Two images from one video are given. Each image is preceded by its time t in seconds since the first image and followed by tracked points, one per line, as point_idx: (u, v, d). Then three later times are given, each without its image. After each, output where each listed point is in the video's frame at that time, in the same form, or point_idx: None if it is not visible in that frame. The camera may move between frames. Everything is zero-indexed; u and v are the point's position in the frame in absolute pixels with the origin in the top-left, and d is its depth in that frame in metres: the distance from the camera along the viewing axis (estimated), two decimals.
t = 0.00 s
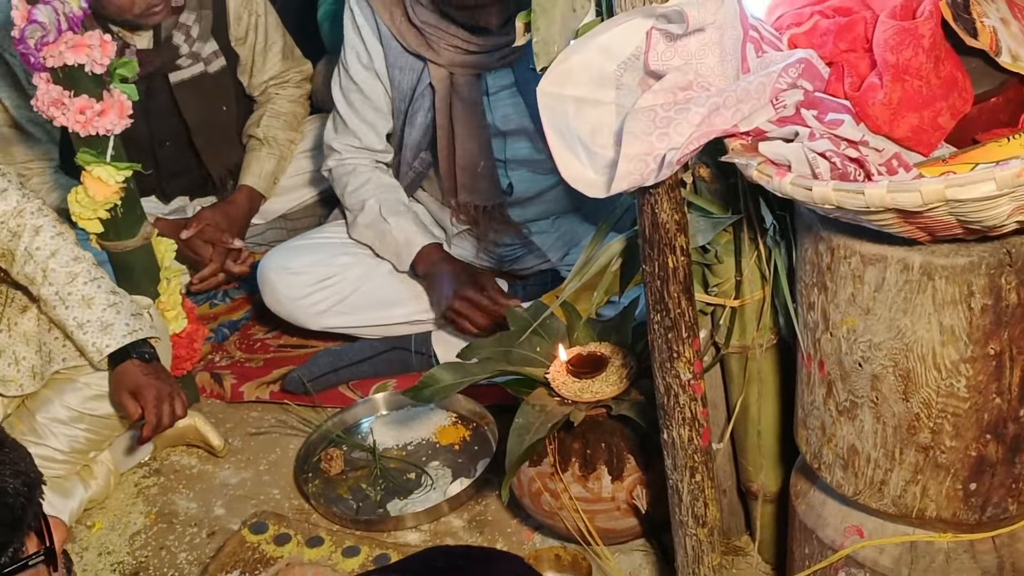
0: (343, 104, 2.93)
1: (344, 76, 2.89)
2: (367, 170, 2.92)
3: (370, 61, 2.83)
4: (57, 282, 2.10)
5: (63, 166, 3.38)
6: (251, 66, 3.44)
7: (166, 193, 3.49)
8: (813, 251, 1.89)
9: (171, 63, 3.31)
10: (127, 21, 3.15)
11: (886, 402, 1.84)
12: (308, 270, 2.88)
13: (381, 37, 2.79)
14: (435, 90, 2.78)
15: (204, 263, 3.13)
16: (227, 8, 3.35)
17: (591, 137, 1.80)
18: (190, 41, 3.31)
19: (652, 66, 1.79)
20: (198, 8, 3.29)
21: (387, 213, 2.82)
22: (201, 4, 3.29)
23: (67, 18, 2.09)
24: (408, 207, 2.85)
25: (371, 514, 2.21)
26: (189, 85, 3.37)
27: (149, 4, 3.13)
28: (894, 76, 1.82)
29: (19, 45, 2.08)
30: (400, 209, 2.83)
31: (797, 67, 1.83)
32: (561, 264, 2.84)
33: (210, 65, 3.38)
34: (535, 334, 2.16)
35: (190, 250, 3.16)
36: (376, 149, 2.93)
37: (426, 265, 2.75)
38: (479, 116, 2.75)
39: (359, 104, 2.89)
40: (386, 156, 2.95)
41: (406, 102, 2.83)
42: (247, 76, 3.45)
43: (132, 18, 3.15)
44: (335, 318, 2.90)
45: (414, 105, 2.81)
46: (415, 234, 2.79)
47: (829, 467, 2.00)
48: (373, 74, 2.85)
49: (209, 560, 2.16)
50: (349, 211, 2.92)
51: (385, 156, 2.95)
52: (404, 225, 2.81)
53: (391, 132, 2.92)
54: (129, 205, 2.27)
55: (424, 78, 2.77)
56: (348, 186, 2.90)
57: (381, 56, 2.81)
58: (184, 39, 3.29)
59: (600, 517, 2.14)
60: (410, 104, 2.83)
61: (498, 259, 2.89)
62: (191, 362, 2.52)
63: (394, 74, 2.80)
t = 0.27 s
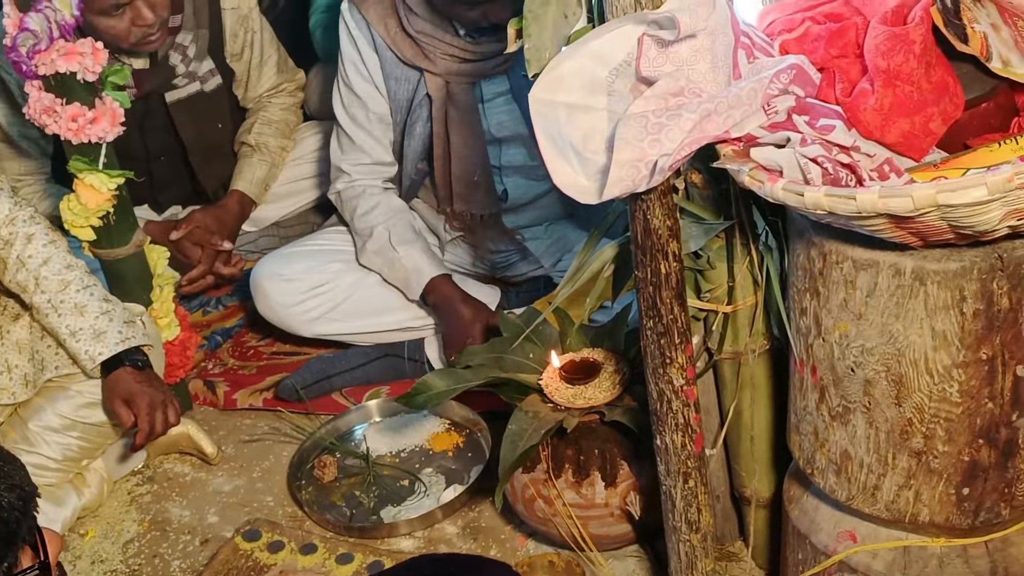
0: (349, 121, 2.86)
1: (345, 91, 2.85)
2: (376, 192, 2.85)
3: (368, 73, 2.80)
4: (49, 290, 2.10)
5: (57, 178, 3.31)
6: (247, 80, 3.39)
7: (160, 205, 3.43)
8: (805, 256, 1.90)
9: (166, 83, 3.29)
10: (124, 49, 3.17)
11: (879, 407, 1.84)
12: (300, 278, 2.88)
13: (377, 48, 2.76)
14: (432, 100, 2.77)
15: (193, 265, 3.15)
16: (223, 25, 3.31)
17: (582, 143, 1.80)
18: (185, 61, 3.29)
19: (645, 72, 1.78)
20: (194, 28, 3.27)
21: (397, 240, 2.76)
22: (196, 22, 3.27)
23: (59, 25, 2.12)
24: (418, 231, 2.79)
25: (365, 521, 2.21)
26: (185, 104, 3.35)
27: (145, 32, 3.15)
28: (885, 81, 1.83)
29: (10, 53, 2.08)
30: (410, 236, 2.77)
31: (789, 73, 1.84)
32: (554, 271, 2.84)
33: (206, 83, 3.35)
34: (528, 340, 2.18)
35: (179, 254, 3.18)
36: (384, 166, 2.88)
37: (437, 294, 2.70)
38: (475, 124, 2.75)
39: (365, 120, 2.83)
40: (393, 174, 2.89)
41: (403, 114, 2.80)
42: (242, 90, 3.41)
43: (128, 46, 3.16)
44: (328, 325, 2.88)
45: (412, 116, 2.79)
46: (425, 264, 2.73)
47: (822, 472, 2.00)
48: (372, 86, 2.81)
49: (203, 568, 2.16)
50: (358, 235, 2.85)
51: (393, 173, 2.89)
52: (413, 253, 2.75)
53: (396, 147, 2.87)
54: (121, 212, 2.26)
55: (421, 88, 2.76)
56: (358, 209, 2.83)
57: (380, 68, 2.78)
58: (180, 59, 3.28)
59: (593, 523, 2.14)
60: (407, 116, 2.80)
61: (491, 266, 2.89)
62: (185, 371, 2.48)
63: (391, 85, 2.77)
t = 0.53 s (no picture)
0: (339, 129, 2.86)
1: (335, 98, 2.85)
2: (366, 202, 2.86)
3: (359, 81, 2.80)
4: (34, 296, 2.09)
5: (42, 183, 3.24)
6: (232, 87, 3.40)
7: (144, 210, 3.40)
8: (790, 259, 1.90)
9: (151, 90, 3.26)
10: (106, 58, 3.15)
11: (865, 409, 1.84)
12: (286, 283, 2.87)
13: (368, 54, 2.76)
14: (425, 106, 2.76)
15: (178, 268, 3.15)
16: (208, 32, 3.31)
17: (567, 146, 1.80)
18: (170, 68, 3.27)
19: (629, 75, 1.78)
20: (178, 35, 3.25)
21: (385, 250, 2.76)
22: (182, 29, 3.26)
23: (42, 30, 2.09)
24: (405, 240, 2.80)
25: (352, 525, 2.21)
26: (171, 112, 3.33)
27: (127, 43, 3.12)
28: (870, 84, 1.83)
29: None
30: (397, 246, 2.77)
31: (773, 76, 1.84)
32: (542, 275, 2.86)
33: (191, 91, 3.33)
34: (514, 344, 2.18)
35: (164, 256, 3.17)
36: (374, 173, 2.87)
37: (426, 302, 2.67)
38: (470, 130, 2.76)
39: (356, 128, 2.83)
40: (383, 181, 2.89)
41: (394, 121, 2.79)
42: (228, 96, 3.41)
43: (110, 56, 3.14)
44: (314, 330, 2.88)
45: (403, 123, 2.78)
46: (412, 273, 2.72)
47: (808, 475, 2.00)
48: (363, 93, 2.82)
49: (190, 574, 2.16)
50: (347, 243, 2.86)
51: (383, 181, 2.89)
52: (401, 262, 2.74)
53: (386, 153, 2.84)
54: (107, 217, 2.26)
55: (414, 95, 2.75)
56: (347, 218, 2.85)
57: (371, 76, 2.78)
58: (165, 67, 3.26)
59: (580, 527, 2.14)
60: (398, 123, 2.79)
61: (479, 270, 2.89)
62: (171, 376, 2.50)
63: (382, 91, 2.77)
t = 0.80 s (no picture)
0: (319, 133, 2.82)
1: (316, 103, 2.81)
2: (345, 207, 2.81)
3: (341, 85, 2.77)
4: (14, 307, 2.09)
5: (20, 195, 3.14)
6: (211, 95, 3.39)
7: (124, 220, 3.35)
8: (769, 262, 1.90)
9: (129, 99, 3.24)
10: (83, 67, 3.14)
11: (845, 411, 1.84)
12: (267, 292, 2.86)
13: (352, 58, 2.74)
14: (411, 109, 2.75)
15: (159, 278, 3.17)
16: (186, 40, 3.31)
17: (544, 151, 1.80)
18: (148, 77, 3.26)
19: (606, 80, 1.79)
20: (155, 43, 3.25)
21: (363, 257, 2.74)
22: (159, 36, 3.26)
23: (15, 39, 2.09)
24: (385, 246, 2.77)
25: (336, 533, 2.20)
26: (148, 120, 3.31)
27: (102, 47, 3.11)
28: (845, 86, 1.83)
29: None
30: (377, 251, 2.74)
31: (749, 79, 1.85)
32: (526, 279, 2.87)
33: (170, 98, 3.33)
34: (495, 350, 2.18)
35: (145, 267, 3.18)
36: (354, 178, 2.84)
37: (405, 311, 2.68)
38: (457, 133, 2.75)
39: (338, 133, 2.79)
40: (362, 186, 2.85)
41: (378, 126, 2.77)
42: (207, 104, 3.40)
43: (86, 62, 3.10)
44: (296, 339, 2.87)
45: (388, 127, 2.76)
46: (391, 280, 2.71)
47: (789, 477, 2.00)
48: (345, 98, 2.79)
49: None
50: (325, 250, 2.82)
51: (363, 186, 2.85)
52: (380, 269, 2.73)
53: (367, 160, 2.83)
54: (87, 226, 2.23)
55: (399, 99, 2.74)
56: (326, 223, 2.79)
57: (354, 80, 2.75)
58: (142, 75, 3.24)
59: (564, 532, 2.14)
60: (383, 127, 2.77)
61: (462, 275, 2.89)
62: (152, 386, 2.47)
63: (366, 96, 2.74)
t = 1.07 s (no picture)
0: (306, 131, 2.82)
1: (303, 102, 2.81)
2: (330, 205, 2.80)
3: (328, 84, 2.78)
4: None
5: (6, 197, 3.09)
6: (195, 96, 3.41)
7: (110, 220, 3.35)
8: (755, 263, 1.90)
9: (112, 99, 3.21)
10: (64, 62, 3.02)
11: (831, 411, 1.85)
12: (256, 293, 2.86)
13: (340, 57, 2.74)
14: (398, 108, 2.75)
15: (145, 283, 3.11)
16: (169, 41, 3.29)
17: (529, 153, 1.82)
18: (130, 77, 3.22)
19: (590, 81, 1.79)
20: (138, 43, 3.21)
21: (349, 253, 2.73)
22: (141, 38, 3.21)
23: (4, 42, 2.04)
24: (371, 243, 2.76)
25: (322, 535, 2.20)
26: (132, 121, 3.28)
27: (85, 43, 2.98)
28: (830, 86, 1.84)
29: None
30: (362, 248, 2.73)
31: (734, 80, 1.87)
32: (511, 280, 2.86)
33: (153, 99, 3.30)
34: (481, 351, 2.17)
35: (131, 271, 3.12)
36: (341, 177, 2.83)
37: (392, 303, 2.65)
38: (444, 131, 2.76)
39: (324, 132, 2.80)
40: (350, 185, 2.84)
41: (365, 124, 2.76)
42: (191, 106, 3.42)
43: (69, 59, 3.01)
44: (283, 341, 2.85)
45: (375, 126, 2.75)
46: (375, 276, 2.70)
47: (776, 477, 2.01)
48: (332, 97, 2.79)
49: None
50: (313, 248, 2.81)
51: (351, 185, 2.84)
52: (365, 265, 2.71)
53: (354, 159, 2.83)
54: (73, 229, 2.19)
55: (387, 97, 2.74)
56: (313, 220, 2.79)
57: (342, 79, 2.76)
58: (125, 76, 3.21)
59: (551, 533, 2.14)
60: (370, 126, 2.76)
61: (448, 276, 2.88)
62: (138, 389, 2.45)
63: (353, 95, 2.74)
